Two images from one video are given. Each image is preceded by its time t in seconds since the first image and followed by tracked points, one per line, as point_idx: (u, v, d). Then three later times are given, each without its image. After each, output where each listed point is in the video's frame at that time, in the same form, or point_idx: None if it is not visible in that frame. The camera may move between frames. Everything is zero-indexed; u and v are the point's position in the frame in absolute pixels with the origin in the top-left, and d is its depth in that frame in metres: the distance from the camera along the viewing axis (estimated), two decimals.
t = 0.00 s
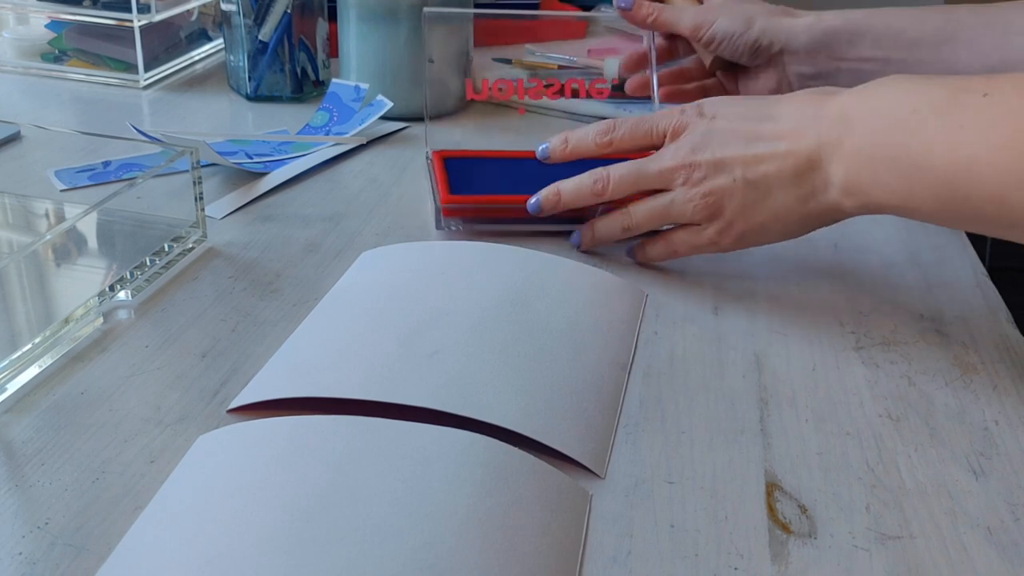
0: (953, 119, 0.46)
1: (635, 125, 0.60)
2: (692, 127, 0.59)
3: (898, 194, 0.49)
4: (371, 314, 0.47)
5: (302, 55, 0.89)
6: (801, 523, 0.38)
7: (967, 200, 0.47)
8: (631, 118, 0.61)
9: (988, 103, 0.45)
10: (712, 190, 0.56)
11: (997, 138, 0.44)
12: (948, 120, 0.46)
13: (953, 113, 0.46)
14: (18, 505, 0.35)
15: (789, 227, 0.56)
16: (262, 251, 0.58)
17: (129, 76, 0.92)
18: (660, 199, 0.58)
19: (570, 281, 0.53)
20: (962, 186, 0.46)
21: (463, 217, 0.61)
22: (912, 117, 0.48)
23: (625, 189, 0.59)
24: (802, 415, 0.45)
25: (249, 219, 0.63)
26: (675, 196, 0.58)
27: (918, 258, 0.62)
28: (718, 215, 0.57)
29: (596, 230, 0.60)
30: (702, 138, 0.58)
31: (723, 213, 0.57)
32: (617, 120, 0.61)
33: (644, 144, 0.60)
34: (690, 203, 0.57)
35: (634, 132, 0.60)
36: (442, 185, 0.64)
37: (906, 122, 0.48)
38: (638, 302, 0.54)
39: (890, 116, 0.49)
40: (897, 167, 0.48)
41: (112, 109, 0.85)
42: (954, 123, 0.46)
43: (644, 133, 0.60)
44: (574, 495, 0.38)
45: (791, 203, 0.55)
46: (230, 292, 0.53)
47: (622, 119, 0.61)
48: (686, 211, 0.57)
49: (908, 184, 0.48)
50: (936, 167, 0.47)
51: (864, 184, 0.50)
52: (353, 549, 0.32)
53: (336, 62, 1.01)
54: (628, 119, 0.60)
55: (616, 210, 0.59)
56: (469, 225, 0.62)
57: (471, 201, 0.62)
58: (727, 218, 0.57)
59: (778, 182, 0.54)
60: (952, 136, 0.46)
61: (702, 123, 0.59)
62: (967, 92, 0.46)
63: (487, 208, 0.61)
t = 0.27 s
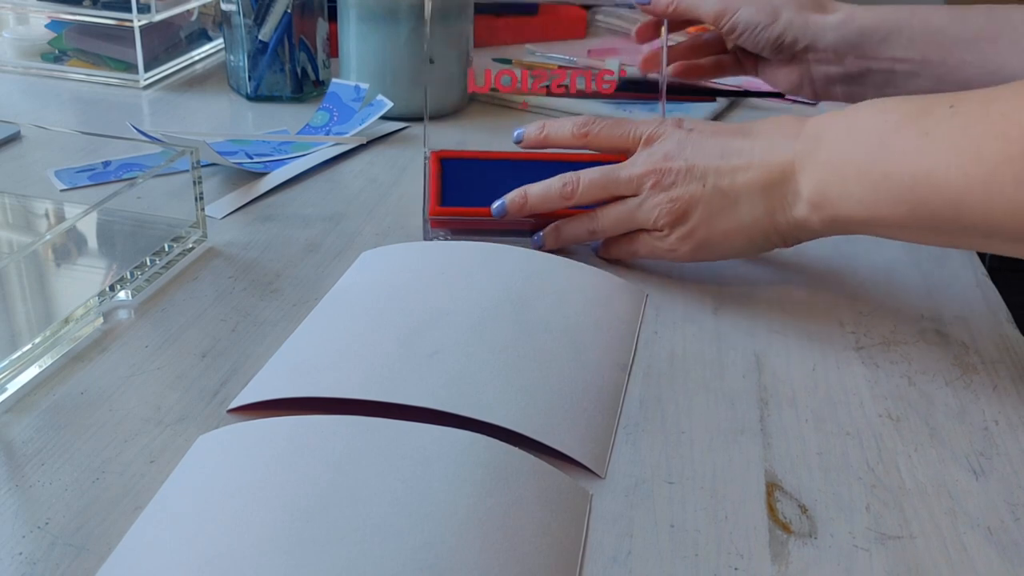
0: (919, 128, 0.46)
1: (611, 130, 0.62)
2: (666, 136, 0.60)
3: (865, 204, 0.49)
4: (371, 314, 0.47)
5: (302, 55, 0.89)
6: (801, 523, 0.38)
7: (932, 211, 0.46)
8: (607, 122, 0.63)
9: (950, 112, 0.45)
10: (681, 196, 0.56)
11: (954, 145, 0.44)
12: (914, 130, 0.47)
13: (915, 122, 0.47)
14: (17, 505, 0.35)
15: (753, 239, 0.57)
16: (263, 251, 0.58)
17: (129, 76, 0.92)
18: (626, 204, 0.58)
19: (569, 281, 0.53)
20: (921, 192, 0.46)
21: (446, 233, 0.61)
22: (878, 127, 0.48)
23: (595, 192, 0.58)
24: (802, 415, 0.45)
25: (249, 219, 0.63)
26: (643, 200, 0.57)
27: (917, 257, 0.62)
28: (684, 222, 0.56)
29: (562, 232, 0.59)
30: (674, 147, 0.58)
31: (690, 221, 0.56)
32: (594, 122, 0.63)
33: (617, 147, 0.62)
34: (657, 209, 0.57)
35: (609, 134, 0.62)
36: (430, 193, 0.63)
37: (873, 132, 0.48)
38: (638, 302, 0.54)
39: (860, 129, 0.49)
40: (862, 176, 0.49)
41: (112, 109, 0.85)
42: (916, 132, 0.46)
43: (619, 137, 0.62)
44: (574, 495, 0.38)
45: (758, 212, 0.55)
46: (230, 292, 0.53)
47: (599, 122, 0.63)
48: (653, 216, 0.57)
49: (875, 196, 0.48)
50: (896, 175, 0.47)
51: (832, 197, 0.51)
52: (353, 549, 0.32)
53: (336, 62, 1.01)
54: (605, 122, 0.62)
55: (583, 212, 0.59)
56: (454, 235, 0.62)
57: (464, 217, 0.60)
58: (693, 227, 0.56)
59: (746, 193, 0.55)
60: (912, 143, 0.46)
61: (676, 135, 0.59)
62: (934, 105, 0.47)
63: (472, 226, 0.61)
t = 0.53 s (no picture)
0: (923, 121, 0.47)
1: (617, 112, 0.61)
2: (671, 118, 0.59)
3: (870, 197, 0.49)
4: (371, 314, 0.47)
5: (302, 55, 0.89)
6: (801, 523, 0.38)
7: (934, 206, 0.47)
8: (614, 102, 0.62)
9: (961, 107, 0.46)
10: (685, 179, 0.56)
11: (968, 140, 0.45)
12: (916, 123, 0.47)
13: (923, 117, 0.47)
14: (17, 505, 0.35)
15: (756, 227, 0.56)
16: (262, 251, 0.58)
17: (129, 76, 0.92)
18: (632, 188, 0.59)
19: (568, 281, 0.53)
20: (930, 186, 0.47)
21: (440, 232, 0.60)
22: (887, 120, 0.49)
23: (604, 178, 0.59)
24: (802, 415, 0.45)
25: (249, 219, 0.63)
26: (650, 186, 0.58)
27: (918, 257, 0.62)
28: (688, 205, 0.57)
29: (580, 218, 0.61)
30: (680, 130, 0.58)
31: (693, 204, 0.57)
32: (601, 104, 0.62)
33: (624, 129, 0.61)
34: (665, 194, 0.57)
35: (616, 115, 0.61)
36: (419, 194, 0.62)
37: (881, 125, 0.49)
38: (638, 302, 0.54)
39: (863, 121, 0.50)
40: (870, 169, 0.49)
41: (112, 109, 0.85)
42: (926, 126, 0.47)
43: (625, 118, 0.61)
44: (574, 495, 0.38)
45: (761, 198, 0.55)
46: (230, 292, 0.53)
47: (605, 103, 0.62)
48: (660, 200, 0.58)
49: (879, 188, 0.49)
50: (906, 167, 0.47)
51: (836, 186, 0.51)
52: (353, 549, 0.32)
53: (336, 62, 1.01)
54: (610, 104, 0.62)
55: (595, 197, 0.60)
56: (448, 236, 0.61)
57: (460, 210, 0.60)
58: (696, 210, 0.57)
59: (750, 177, 0.54)
60: (923, 138, 0.47)
61: (681, 117, 0.59)
62: (938, 98, 0.48)
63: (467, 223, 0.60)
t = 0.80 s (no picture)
0: (980, 110, 0.44)
1: (643, 79, 0.62)
2: (700, 92, 0.60)
3: (908, 189, 0.47)
4: (371, 314, 0.47)
5: (302, 55, 0.89)
6: (801, 523, 0.38)
7: (977, 197, 0.44)
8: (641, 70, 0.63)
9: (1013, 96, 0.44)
10: (710, 151, 0.56)
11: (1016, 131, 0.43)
12: (976, 112, 0.44)
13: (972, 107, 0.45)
14: (17, 505, 0.35)
15: (782, 206, 0.55)
16: (262, 251, 0.58)
17: (129, 76, 0.92)
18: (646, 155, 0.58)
19: (570, 281, 0.53)
20: (966, 177, 0.44)
21: (508, 239, 0.60)
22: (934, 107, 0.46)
23: (614, 137, 0.59)
24: (802, 414, 0.45)
25: (249, 219, 0.63)
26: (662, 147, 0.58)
27: (918, 257, 0.62)
28: (709, 180, 0.56)
29: (560, 169, 0.59)
30: (709, 103, 0.58)
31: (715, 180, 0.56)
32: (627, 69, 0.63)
33: (647, 94, 0.62)
34: (680, 159, 0.57)
35: (640, 81, 0.62)
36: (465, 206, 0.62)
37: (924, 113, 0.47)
38: (638, 303, 0.54)
39: (909, 108, 0.48)
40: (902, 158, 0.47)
41: (112, 109, 0.85)
42: (976, 115, 0.44)
43: (651, 84, 0.62)
44: (574, 495, 0.38)
45: (783, 177, 0.54)
46: (231, 292, 0.53)
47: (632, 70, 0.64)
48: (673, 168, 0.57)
49: (915, 174, 0.47)
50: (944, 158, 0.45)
51: (866, 169, 0.49)
52: (353, 549, 0.32)
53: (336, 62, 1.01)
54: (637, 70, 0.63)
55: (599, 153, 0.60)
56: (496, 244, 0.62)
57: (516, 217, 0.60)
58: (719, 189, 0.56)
59: (779, 153, 0.54)
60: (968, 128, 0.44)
61: (711, 92, 0.59)
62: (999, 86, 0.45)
63: (527, 225, 0.61)
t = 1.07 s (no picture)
0: (958, 108, 0.45)
1: (616, 102, 0.61)
2: (674, 106, 0.60)
3: (892, 187, 0.49)
4: (371, 314, 0.47)
5: (302, 55, 0.89)
6: (801, 523, 0.38)
7: (961, 194, 0.46)
8: (611, 94, 0.62)
9: (989, 93, 0.45)
10: (694, 168, 0.57)
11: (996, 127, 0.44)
12: (956, 111, 0.45)
13: (950, 105, 0.46)
14: (17, 505, 0.35)
15: (769, 211, 0.56)
16: (262, 251, 0.58)
17: (129, 76, 0.92)
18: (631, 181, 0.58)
19: (569, 281, 0.53)
20: (951, 175, 0.45)
21: (513, 238, 0.60)
22: (914, 105, 0.47)
23: (597, 169, 0.59)
24: (802, 414, 0.45)
25: (249, 219, 0.63)
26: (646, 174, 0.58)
27: (917, 257, 0.62)
28: (694, 195, 0.57)
29: (554, 215, 0.59)
30: (684, 118, 0.59)
31: (700, 195, 0.57)
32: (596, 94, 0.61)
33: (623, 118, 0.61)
34: (664, 182, 0.57)
35: (614, 106, 0.61)
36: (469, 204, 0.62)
37: (903, 112, 0.47)
38: (638, 303, 0.54)
39: (887, 106, 0.48)
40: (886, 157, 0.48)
41: (112, 109, 0.85)
42: (956, 114, 0.45)
43: (624, 107, 0.61)
44: (574, 495, 0.38)
45: (766, 185, 0.55)
46: (230, 292, 0.53)
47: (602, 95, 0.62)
48: (659, 190, 0.58)
49: (897, 172, 0.48)
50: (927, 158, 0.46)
51: (849, 169, 0.50)
52: (353, 549, 0.32)
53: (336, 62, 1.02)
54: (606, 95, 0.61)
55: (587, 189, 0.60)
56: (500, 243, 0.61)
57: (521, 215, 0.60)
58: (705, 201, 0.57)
59: (760, 162, 0.55)
60: (948, 126, 0.45)
61: (686, 105, 0.60)
62: (976, 84, 0.46)
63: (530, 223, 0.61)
